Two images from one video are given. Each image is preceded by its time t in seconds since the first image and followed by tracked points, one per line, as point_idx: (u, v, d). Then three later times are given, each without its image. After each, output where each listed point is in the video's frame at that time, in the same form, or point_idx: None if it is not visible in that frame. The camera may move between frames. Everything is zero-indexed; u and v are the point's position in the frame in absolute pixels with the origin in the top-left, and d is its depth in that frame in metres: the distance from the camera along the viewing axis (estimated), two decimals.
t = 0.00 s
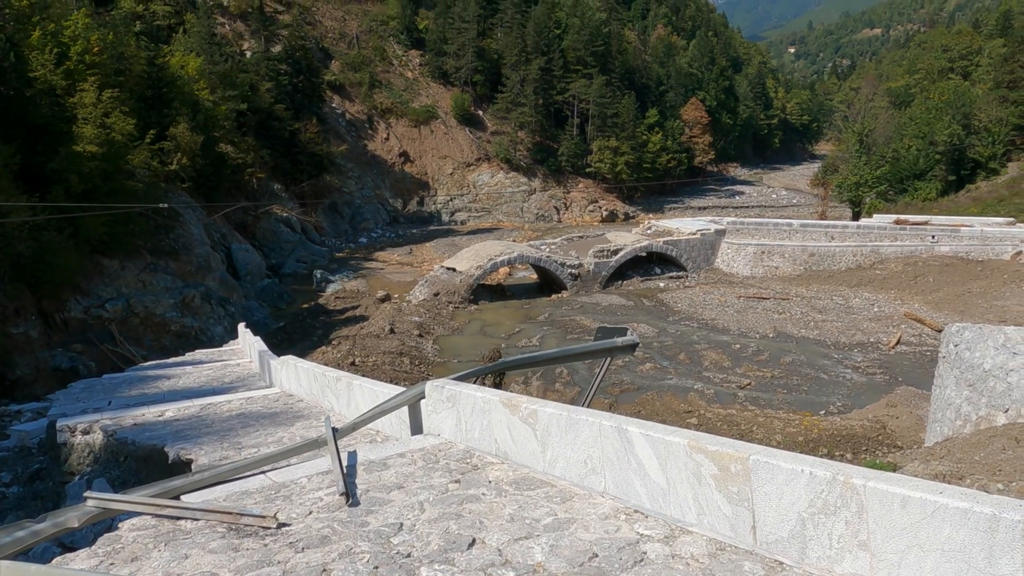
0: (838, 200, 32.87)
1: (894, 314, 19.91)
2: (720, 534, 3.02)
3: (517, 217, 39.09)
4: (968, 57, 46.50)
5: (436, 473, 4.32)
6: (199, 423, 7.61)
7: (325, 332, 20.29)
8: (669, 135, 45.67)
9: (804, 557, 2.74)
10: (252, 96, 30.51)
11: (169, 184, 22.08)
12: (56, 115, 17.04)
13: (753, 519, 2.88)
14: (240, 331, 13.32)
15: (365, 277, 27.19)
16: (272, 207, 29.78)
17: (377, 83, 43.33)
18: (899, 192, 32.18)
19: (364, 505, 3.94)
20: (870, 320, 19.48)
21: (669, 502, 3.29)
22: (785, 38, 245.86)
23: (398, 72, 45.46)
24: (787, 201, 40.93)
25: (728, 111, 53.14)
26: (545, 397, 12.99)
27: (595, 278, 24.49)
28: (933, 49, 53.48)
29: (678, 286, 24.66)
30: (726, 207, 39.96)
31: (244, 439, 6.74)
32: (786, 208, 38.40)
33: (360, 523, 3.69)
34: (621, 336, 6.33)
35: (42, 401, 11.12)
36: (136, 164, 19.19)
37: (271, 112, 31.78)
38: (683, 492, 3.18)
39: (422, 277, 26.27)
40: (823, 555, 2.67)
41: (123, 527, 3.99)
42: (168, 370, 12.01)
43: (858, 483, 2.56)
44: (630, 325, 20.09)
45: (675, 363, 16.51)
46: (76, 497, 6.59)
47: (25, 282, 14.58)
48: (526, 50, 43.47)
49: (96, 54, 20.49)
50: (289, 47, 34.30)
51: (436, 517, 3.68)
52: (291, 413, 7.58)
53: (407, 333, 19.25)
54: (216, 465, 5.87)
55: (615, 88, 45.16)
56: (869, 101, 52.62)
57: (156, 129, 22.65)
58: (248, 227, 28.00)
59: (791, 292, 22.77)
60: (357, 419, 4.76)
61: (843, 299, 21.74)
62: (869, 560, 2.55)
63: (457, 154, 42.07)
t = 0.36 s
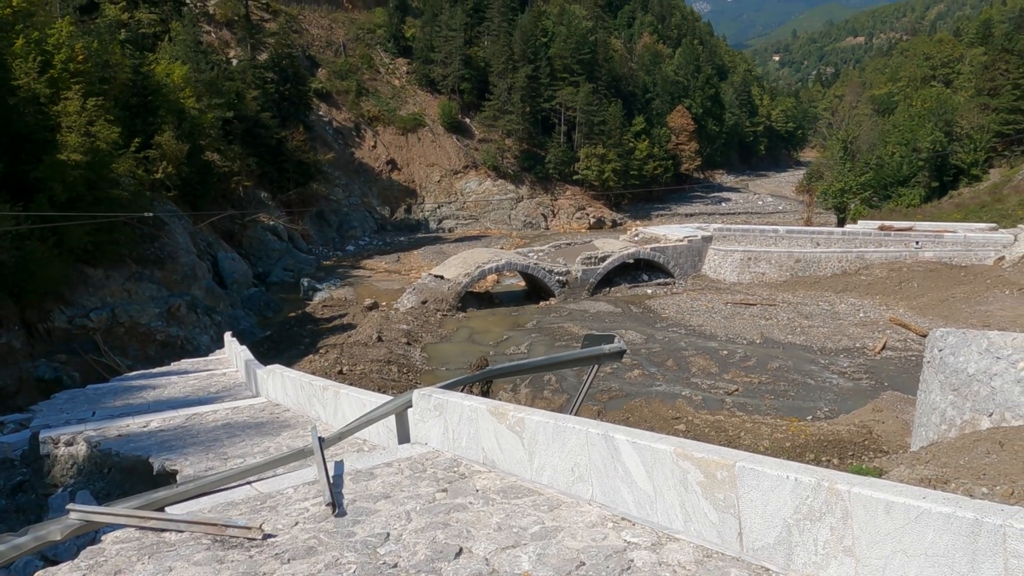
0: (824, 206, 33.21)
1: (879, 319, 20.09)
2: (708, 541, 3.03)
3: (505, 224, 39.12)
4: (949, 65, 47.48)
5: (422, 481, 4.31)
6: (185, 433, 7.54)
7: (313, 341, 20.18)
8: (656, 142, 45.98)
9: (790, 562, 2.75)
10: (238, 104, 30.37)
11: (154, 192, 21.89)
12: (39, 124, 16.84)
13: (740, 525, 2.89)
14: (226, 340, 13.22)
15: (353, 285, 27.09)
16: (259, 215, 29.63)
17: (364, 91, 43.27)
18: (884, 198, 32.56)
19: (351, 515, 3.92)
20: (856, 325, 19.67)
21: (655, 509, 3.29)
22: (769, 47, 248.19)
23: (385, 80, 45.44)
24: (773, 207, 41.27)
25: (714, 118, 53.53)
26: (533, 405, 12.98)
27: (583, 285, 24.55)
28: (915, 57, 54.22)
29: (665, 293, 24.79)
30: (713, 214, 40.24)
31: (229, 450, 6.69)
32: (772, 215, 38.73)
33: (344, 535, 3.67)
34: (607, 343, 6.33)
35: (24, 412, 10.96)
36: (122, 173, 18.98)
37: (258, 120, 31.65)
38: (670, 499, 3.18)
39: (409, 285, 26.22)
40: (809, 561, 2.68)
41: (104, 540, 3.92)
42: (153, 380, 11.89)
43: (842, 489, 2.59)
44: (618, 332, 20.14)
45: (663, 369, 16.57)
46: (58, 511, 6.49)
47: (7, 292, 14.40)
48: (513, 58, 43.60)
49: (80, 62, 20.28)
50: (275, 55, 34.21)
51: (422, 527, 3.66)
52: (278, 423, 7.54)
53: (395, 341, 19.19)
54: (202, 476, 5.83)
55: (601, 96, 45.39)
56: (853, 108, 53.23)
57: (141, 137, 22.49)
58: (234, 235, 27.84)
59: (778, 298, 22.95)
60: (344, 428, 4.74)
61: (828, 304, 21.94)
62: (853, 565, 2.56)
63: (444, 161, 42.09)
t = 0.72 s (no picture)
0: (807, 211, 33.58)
1: (861, 322, 20.30)
2: (691, 545, 3.03)
3: (490, 230, 39.11)
4: (927, 72, 48.24)
5: (406, 489, 4.29)
6: (167, 442, 7.45)
7: (297, 348, 20.04)
8: (640, 148, 46.24)
9: (772, 565, 2.76)
10: (221, 111, 30.16)
11: (135, 199, 21.68)
12: (18, 131, 16.63)
13: (722, 529, 2.90)
14: (209, 348, 13.10)
15: (338, 292, 26.96)
16: (242, 222, 29.43)
17: (348, 98, 43.18)
18: (864, 203, 32.91)
19: (334, 524, 3.89)
20: (839, 329, 19.86)
21: (639, 514, 3.30)
22: (751, 53, 250.74)
23: (369, 87, 45.36)
24: (756, 212, 41.62)
25: (697, 124, 53.92)
26: (518, 411, 12.97)
27: (568, 290, 24.60)
28: (894, 64, 54.99)
29: (650, 298, 24.91)
30: (697, 220, 40.50)
31: (212, 459, 6.63)
32: (755, 220, 39.04)
33: (327, 543, 3.64)
34: (592, 349, 6.34)
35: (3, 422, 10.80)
36: (102, 180, 18.77)
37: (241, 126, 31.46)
38: (654, 504, 3.19)
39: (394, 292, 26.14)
40: (790, 564, 2.70)
41: (84, 553, 3.86)
42: (135, 390, 11.75)
43: (822, 491, 2.61)
44: (603, 337, 20.20)
45: (649, 374, 16.63)
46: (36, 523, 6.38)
47: None
48: (497, 65, 43.68)
49: (60, 68, 20.07)
50: (258, 61, 34.06)
51: (406, 534, 3.63)
52: (261, 431, 7.49)
53: (380, 348, 19.10)
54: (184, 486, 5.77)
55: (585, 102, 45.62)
56: (834, 114, 53.84)
57: (122, 144, 22.27)
58: (217, 243, 27.63)
59: (761, 302, 23.14)
60: (327, 436, 4.71)
61: (811, 308, 22.14)
62: (834, 568, 2.58)
63: (429, 168, 42.08)
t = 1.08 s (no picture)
0: (788, 216, 33.94)
1: (842, 326, 20.50)
2: (674, 550, 3.03)
3: (474, 236, 39.07)
4: (904, 78, 48.94)
5: (388, 496, 4.26)
6: (146, 452, 7.34)
7: (279, 356, 19.87)
8: (623, 153, 46.43)
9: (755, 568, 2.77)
10: (201, 117, 29.90)
11: (114, 206, 21.40)
12: None
13: (705, 534, 2.90)
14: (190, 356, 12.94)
15: (320, 299, 26.78)
16: (224, 229, 29.16)
17: (330, 104, 43.00)
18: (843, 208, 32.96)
19: (316, 533, 3.85)
20: (820, 332, 20.04)
21: (623, 519, 3.29)
22: (733, 59, 253.16)
23: (351, 93, 45.23)
24: (737, 217, 41.96)
25: (679, 130, 54.29)
26: (502, 418, 12.94)
27: (552, 295, 24.62)
28: (872, 70, 55.72)
29: (633, 302, 25.02)
30: (679, 224, 40.77)
31: (192, 468, 6.54)
32: (738, 225, 39.34)
33: (309, 554, 3.58)
34: (575, 354, 6.33)
35: None
36: (81, 188, 18.51)
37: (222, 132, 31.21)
38: (636, 509, 3.18)
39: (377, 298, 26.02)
40: (772, 568, 2.70)
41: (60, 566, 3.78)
42: (113, 398, 11.58)
43: (804, 495, 2.62)
44: (587, 342, 20.22)
45: (632, 378, 16.67)
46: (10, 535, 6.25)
47: None
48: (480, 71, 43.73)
49: (37, 74, 19.78)
50: (239, 67, 33.86)
51: (389, 543, 3.60)
52: (242, 440, 7.40)
53: (363, 355, 18.98)
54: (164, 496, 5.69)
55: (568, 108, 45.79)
56: (814, 120, 54.41)
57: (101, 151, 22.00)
58: (198, 249, 27.35)
59: (743, 307, 23.31)
60: (309, 444, 4.66)
61: (793, 312, 22.34)
62: (815, 571, 2.59)
63: (412, 174, 42.01)
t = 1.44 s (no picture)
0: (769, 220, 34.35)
1: (823, 329, 20.72)
2: (658, 556, 3.03)
3: (456, 241, 39.03)
4: (881, 85, 49.64)
5: (372, 504, 4.21)
6: (125, 462, 7.22)
7: (261, 363, 19.68)
8: (605, 159, 46.50)
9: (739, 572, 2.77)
10: (181, 123, 29.60)
11: (92, 213, 21.10)
12: None
13: (689, 539, 2.90)
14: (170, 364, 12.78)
15: (302, 305, 26.59)
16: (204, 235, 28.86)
17: (312, 109, 42.77)
18: (823, 212, 33.76)
19: (298, 542, 3.80)
20: (801, 336, 20.24)
21: (607, 524, 3.28)
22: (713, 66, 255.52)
23: (333, 98, 45.04)
24: (719, 222, 42.30)
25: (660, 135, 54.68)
26: (486, 424, 12.90)
27: (535, 300, 24.63)
28: (850, 76, 56.45)
29: (616, 307, 25.11)
30: (661, 229, 41.02)
31: (173, 478, 6.44)
32: (719, 229, 39.63)
33: (292, 564, 3.53)
34: (558, 359, 6.32)
35: None
36: (58, 194, 18.24)
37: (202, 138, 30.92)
38: (620, 514, 3.17)
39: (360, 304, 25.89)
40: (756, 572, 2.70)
41: None
42: (90, 408, 11.39)
43: (786, 499, 2.63)
44: (570, 347, 20.25)
45: (616, 383, 16.69)
46: None
47: None
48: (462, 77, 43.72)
49: (13, 80, 19.47)
50: (220, 73, 33.62)
51: (373, 552, 3.55)
52: (223, 449, 7.30)
53: (346, 362, 18.85)
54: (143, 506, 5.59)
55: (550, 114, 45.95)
56: (793, 126, 55.03)
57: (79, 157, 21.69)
58: (178, 256, 27.04)
59: (725, 311, 23.47)
60: (291, 451, 4.60)
61: (774, 316, 22.54)
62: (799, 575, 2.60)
63: (395, 180, 41.91)
